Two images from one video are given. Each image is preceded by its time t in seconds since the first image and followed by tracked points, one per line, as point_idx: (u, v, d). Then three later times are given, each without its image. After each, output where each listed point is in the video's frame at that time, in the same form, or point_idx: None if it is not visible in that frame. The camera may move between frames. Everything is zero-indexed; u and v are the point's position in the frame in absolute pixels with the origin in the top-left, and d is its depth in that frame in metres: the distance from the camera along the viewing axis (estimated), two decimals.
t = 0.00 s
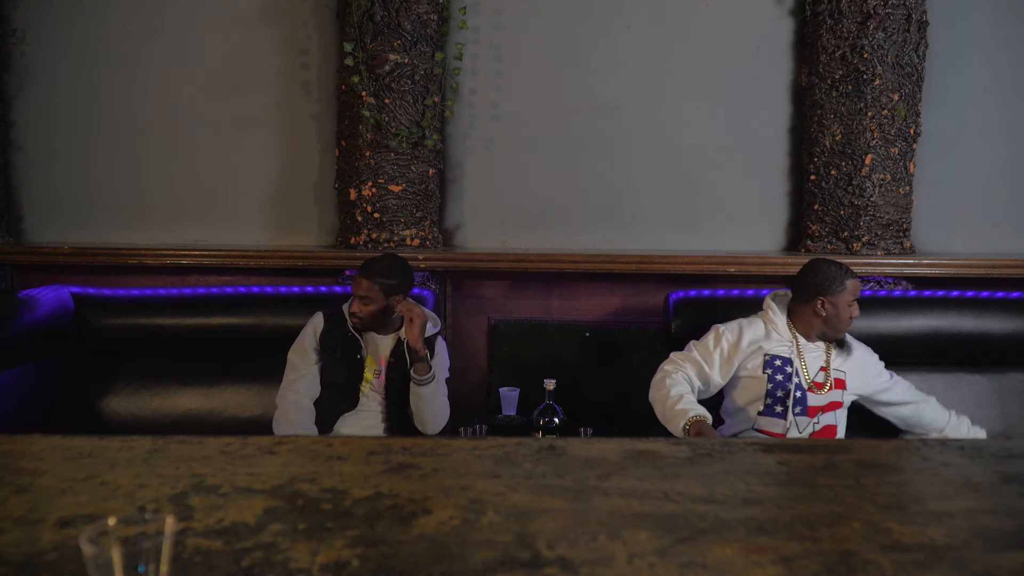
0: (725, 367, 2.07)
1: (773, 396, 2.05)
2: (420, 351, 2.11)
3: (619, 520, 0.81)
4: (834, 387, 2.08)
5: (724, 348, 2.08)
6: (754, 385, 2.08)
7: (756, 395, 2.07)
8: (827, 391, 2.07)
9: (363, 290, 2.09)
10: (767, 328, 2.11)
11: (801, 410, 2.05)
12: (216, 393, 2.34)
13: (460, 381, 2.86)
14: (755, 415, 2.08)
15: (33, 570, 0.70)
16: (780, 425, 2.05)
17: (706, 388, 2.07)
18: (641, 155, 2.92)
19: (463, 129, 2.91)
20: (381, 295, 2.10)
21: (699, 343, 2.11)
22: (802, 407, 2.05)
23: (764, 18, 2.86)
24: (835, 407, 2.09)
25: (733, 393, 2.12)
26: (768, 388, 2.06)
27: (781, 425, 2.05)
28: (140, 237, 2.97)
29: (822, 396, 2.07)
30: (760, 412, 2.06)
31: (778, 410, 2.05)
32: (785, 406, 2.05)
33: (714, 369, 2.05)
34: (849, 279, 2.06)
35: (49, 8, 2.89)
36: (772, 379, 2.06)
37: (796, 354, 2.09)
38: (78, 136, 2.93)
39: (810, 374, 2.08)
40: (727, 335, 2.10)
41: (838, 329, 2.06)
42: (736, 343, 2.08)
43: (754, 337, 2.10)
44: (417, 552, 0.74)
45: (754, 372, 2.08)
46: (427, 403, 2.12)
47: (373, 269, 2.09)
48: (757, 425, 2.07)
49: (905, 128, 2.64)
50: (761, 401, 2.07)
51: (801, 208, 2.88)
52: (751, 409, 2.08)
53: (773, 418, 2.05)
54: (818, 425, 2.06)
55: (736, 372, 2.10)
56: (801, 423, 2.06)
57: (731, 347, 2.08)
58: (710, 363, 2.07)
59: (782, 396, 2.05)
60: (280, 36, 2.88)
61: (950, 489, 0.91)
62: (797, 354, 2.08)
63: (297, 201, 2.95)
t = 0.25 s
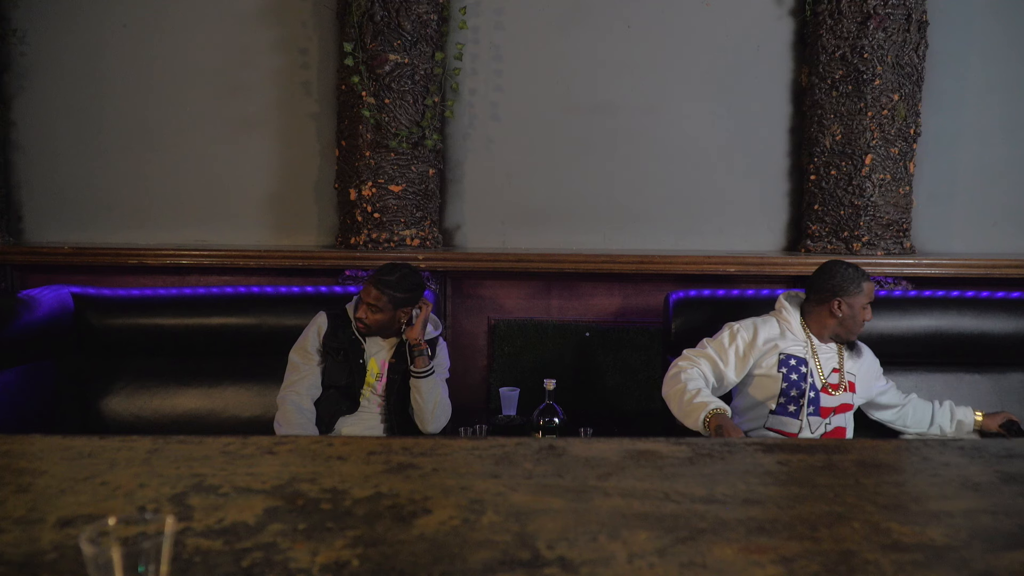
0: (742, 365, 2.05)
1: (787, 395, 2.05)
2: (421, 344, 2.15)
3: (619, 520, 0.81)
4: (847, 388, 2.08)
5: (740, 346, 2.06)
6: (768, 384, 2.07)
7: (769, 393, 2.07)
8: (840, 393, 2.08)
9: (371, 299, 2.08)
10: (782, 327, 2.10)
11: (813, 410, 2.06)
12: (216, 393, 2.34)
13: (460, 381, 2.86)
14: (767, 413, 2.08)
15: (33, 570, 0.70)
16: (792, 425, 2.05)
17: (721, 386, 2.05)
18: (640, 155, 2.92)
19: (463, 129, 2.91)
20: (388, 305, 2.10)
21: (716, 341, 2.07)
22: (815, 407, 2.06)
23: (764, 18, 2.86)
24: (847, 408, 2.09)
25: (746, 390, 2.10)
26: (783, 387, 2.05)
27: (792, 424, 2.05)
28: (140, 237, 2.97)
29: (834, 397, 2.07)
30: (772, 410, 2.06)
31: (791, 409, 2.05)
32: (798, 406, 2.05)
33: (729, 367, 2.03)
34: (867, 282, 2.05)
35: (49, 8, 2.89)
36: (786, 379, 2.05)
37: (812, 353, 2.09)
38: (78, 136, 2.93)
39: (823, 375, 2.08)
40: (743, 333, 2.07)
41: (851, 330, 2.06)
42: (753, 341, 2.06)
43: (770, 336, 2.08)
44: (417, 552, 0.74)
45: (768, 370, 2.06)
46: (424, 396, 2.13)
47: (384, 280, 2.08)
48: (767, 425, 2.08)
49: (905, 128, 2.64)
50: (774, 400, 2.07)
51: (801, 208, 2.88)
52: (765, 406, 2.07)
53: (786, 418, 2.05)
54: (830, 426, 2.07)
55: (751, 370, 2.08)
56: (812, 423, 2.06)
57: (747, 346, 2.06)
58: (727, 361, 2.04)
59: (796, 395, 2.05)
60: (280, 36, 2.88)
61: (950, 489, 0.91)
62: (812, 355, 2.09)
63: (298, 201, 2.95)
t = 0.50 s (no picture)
0: (751, 363, 2.04)
1: (793, 395, 2.05)
2: (426, 344, 2.15)
3: (619, 520, 0.81)
4: (852, 388, 2.08)
5: (749, 345, 2.05)
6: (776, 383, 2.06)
7: (775, 392, 2.06)
8: (845, 393, 2.07)
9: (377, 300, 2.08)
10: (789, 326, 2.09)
11: (818, 409, 2.06)
12: (216, 393, 2.34)
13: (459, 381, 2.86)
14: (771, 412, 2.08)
15: (33, 570, 0.70)
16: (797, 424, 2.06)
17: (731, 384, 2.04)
18: (640, 155, 2.92)
19: (463, 129, 2.91)
20: (392, 305, 2.09)
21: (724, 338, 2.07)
22: (820, 407, 2.06)
23: (764, 18, 2.86)
24: (851, 409, 2.09)
25: (754, 389, 2.09)
26: (788, 387, 2.05)
27: (798, 424, 2.05)
28: (140, 237, 2.97)
29: (840, 398, 2.07)
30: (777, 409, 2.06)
31: (796, 409, 2.05)
32: (804, 405, 2.05)
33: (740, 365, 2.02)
34: (873, 283, 2.06)
35: (50, 7, 2.89)
36: (792, 379, 2.05)
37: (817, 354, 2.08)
38: (78, 136, 2.93)
39: (829, 375, 2.07)
40: (752, 331, 2.07)
41: (856, 331, 2.07)
42: (761, 339, 2.06)
43: (777, 335, 2.08)
44: (417, 552, 0.74)
45: (776, 370, 2.05)
46: (427, 395, 2.14)
47: (391, 281, 2.07)
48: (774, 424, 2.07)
49: (905, 128, 2.64)
50: (779, 399, 2.06)
51: (801, 208, 2.88)
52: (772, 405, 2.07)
53: (791, 417, 2.05)
54: (835, 426, 2.07)
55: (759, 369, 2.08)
56: (818, 422, 2.07)
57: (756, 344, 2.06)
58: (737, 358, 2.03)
59: (801, 395, 2.05)
60: (280, 36, 2.88)
61: (950, 489, 0.91)
62: (817, 355, 2.08)
63: (298, 201, 2.95)
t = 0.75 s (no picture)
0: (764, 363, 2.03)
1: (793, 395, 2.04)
2: (424, 344, 2.15)
3: (619, 520, 0.81)
4: (850, 388, 2.09)
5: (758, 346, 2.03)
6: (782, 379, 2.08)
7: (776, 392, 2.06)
8: (844, 392, 2.09)
9: (372, 296, 2.09)
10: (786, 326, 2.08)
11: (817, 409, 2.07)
12: (216, 393, 2.34)
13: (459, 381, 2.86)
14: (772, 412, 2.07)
15: (33, 570, 0.70)
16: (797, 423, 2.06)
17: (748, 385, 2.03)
18: (640, 155, 2.92)
19: (463, 129, 2.91)
20: (388, 302, 2.10)
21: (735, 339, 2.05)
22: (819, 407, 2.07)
23: (764, 18, 2.86)
24: (849, 408, 2.10)
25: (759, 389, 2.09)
26: (788, 387, 2.04)
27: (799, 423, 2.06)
28: (140, 237, 2.97)
29: (838, 397, 2.08)
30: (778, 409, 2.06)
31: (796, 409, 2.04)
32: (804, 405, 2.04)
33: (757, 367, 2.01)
34: (870, 281, 2.05)
35: (50, 7, 2.89)
36: (792, 379, 2.04)
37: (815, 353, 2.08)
38: (78, 136, 2.93)
39: (828, 374, 2.08)
40: (757, 333, 2.05)
41: (853, 329, 2.07)
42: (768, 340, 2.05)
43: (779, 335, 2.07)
44: (417, 552, 0.74)
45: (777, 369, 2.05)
46: (426, 396, 2.14)
47: (386, 277, 2.08)
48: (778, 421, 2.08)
49: (905, 128, 2.64)
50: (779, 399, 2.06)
51: (801, 208, 2.88)
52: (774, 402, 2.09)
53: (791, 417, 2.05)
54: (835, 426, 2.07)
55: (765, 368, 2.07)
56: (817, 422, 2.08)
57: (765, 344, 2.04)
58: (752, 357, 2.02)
59: (801, 395, 2.04)
60: (280, 36, 2.88)
61: (950, 489, 0.91)
62: (816, 354, 2.08)
63: (297, 201, 2.95)
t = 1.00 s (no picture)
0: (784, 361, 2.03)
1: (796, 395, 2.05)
2: (427, 353, 2.12)
3: (619, 520, 0.81)
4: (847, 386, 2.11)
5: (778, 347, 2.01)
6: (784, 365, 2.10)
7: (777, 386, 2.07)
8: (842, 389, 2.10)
9: (393, 293, 2.09)
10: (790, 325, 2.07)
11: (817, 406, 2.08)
12: (216, 393, 2.34)
13: (459, 381, 2.85)
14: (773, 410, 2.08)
15: (33, 570, 0.70)
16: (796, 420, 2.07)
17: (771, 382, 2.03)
18: (640, 155, 2.92)
19: (463, 129, 2.91)
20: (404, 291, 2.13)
21: (753, 341, 1.99)
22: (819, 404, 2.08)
23: (764, 18, 2.86)
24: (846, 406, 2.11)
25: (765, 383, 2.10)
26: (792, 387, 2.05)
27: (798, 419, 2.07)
28: (140, 237, 2.97)
29: (835, 395, 2.09)
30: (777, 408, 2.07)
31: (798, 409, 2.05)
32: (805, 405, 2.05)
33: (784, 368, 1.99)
34: (860, 276, 2.04)
35: (50, 7, 2.89)
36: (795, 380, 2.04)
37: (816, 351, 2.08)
38: (78, 136, 2.93)
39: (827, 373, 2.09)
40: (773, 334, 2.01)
41: (845, 324, 2.07)
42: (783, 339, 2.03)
43: (788, 333, 2.05)
44: (417, 552, 0.74)
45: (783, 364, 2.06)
46: (428, 404, 2.14)
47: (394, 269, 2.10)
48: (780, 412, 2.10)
49: (905, 128, 2.64)
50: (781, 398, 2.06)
51: (801, 208, 2.88)
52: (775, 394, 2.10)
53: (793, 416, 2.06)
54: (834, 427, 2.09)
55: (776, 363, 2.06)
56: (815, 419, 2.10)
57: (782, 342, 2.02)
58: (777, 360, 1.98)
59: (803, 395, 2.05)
60: (280, 36, 2.88)
61: (950, 489, 0.91)
62: (816, 351, 2.08)
63: (297, 201, 2.95)
